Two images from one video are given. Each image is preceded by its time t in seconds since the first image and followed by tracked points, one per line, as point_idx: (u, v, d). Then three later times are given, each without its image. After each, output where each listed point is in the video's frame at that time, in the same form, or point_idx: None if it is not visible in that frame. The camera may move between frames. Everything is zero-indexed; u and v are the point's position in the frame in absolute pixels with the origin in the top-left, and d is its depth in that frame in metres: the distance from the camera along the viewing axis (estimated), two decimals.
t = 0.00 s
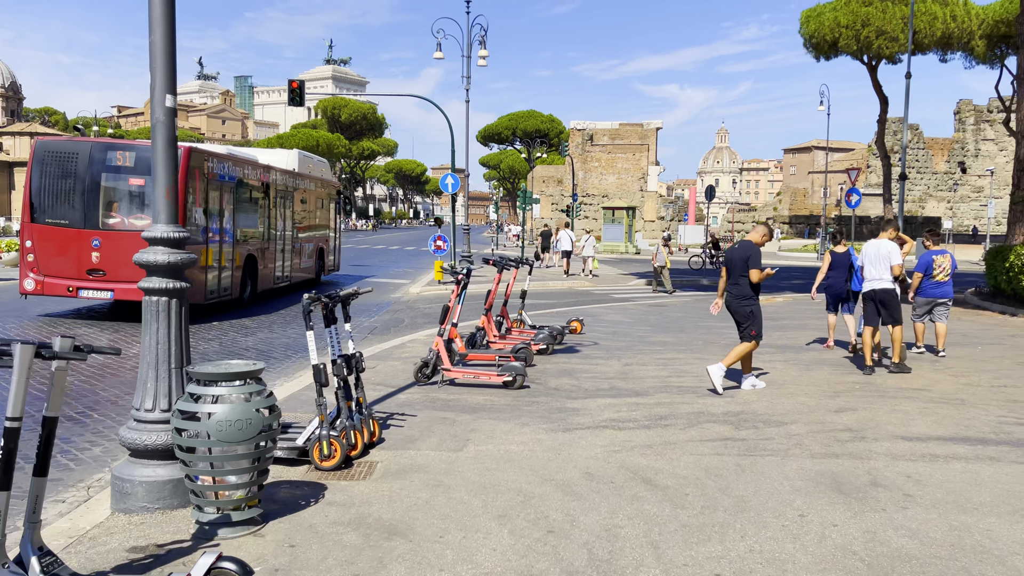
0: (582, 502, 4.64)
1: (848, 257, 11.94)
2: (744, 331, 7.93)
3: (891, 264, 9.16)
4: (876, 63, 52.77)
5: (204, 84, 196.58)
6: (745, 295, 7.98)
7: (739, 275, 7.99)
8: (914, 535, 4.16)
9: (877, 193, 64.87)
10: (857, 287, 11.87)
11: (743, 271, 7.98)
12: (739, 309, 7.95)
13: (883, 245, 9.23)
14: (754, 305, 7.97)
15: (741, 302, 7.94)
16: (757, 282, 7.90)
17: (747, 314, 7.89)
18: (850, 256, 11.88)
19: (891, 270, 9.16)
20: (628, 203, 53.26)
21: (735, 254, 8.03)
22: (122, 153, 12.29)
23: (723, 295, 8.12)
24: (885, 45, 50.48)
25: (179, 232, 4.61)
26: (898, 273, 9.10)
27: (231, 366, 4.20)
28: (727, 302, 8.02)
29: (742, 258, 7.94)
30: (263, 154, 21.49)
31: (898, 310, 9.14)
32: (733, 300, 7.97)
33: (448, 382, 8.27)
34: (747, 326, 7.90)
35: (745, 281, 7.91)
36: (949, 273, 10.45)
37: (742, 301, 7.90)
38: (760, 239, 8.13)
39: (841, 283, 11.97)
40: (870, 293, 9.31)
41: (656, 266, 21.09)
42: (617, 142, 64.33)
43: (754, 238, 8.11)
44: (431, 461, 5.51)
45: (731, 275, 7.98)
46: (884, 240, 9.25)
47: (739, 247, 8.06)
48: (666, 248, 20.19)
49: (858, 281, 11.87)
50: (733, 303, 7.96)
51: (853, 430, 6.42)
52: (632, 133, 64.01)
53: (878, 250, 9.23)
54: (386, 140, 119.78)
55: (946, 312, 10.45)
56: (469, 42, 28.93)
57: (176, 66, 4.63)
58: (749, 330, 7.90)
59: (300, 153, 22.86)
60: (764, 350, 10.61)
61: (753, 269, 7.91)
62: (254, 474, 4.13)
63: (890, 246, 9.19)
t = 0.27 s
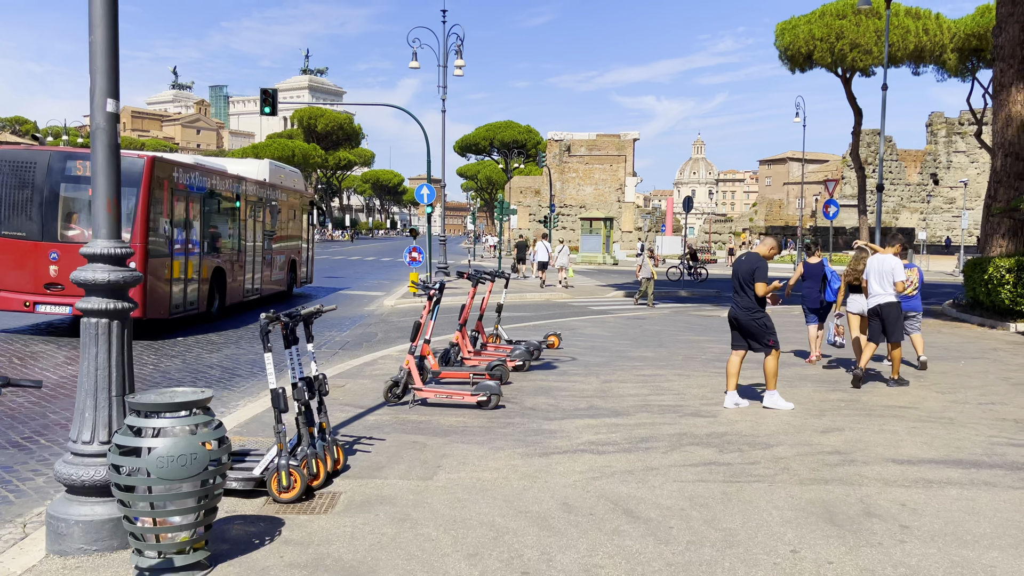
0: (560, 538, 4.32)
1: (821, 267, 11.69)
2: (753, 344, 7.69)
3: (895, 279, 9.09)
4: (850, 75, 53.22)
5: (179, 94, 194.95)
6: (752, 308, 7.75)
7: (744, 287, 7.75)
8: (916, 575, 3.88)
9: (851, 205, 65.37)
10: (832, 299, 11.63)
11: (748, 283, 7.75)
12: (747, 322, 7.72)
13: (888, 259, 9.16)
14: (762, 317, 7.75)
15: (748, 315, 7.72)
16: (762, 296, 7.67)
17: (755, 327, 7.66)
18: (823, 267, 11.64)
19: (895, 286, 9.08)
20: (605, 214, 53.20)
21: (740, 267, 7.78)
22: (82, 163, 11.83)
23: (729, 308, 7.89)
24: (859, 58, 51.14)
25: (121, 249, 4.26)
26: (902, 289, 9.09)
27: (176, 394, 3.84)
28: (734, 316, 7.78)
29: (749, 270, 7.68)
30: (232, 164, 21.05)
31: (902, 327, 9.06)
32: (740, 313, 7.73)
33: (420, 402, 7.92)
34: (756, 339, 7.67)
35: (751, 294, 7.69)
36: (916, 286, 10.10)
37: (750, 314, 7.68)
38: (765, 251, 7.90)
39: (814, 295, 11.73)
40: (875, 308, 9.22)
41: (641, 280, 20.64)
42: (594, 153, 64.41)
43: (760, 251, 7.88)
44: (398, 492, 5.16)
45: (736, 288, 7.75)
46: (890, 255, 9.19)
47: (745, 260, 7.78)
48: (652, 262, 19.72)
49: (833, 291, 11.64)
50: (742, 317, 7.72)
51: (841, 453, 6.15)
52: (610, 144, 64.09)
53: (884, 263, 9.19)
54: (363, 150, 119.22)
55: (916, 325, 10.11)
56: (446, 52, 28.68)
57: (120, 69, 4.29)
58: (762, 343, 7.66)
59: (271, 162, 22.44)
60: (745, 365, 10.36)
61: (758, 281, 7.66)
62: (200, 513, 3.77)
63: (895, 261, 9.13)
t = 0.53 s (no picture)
0: (535, 568, 4.01)
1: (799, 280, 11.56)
2: (769, 358, 7.46)
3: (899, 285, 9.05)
4: (826, 86, 53.63)
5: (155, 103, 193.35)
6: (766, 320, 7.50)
7: (758, 299, 7.50)
8: None
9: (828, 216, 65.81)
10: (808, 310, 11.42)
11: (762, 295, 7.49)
12: (761, 334, 7.49)
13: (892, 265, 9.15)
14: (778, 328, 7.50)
15: (763, 327, 7.48)
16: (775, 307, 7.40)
17: (771, 339, 7.43)
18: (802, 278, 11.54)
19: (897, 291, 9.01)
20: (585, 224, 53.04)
21: (753, 278, 7.53)
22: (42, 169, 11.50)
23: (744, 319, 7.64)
24: (835, 70, 51.55)
25: (56, 255, 3.93)
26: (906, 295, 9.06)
27: (111, 417, 3.50)
28: (749, 326, 7.54)
29: (763, 281, 7.44)
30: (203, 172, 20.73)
31: (904, 335, 8.90)
32: (754, 326, 7.50)
33: (391, 418, 7.59)
34: (772, 352, 7.44)
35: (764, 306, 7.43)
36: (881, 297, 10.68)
37: (765, 327, 7.44)
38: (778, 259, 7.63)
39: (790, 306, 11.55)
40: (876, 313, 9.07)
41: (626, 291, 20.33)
42: (574, 163, 64.35)
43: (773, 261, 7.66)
44: (362, 517, 4.82)
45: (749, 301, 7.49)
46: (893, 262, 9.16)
47: (760, 270, 7.55)
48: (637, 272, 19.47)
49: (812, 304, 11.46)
50: (756, 328, 7.49)
51: (830, 470, 5.89)
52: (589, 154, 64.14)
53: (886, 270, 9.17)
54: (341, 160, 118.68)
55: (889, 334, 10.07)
56: (423, 60, 28.42)
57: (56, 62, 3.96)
58: (773, 357, 7.46)
59: (243, 170, 22.04)
60: (727, 377, 10.10)
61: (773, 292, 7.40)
62: (137, 546, 3.44)
63: (898, 269, 9.16)
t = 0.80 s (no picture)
0: None
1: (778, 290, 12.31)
2: (777, 369, 7.26)
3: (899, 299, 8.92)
4: (805, 98, 53.93)
5: (134, 112, 191.71)
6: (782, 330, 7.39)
7: (775, 308, 7.41)
8: None
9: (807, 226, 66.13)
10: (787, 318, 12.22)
11: (780, 305, 7.41)
12: (773, 345, 7.35)
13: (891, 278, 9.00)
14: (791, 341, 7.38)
15: (777, 337, 7.35)
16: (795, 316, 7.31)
17: (782, 350, 7.28)
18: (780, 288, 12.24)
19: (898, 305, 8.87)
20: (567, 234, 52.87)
21: (770, 286, 7.45)
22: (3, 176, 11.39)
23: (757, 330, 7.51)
24: (814, 81, 51.88)
25: None
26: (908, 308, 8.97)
27: (40, 448, 3.15)
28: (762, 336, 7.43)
29: (780, 289, 7.36)
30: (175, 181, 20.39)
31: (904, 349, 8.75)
32: (768, 335, 7.37)
33: (363, 438, 7.23)
34: (783, 363, 7.27)
35: (782, 315, 7.34)
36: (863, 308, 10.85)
37: (779, 336, 7.31)
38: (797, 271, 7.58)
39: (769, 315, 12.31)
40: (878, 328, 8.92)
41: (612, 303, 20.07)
42: (555, 173, 64.24)
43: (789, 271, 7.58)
44: (326, 550, 4.46)
45: (766, 308, 7.39)
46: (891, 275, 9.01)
47: (776, 279, 7.47)
48: (623, 283, 19.20)
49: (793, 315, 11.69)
50: (769, 337, 7.37)
51: (824, 493, 5.59)
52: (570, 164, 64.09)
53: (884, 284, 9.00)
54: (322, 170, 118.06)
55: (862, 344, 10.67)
56: (402, 69, 28.12)
57: None
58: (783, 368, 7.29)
59: (217, 179, 21.62)
60: (713, 391, 9.81)
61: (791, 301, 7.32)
62: None
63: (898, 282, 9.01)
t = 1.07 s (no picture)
0: None
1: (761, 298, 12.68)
2: (797, 382, 7.17)
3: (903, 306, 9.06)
4: (787, 108, 54.12)
5: (114, 120, 190.08)
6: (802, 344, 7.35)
7: (797, 320, 7.37)
8: None
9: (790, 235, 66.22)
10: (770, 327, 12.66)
11: (802, 317, 7.38)
12: (795, 357, 7.30)
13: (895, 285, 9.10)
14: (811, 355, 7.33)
15: (798, 349, 7.30)
16: (816, 328, 7.29)
17: (804, 363, 7.21)
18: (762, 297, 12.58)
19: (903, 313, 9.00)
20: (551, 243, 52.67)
21: (791, 298, 7.42)
22: None
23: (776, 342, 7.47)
24: (796, 91, 52.09)
25: None
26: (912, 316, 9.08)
27: None
28: (782, 350, 7.38)
29: (800, 301, 7.35)
30: (152, 187, 20.07)
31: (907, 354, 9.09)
32: (790, 347, 7.32)
33: (339, 456, 6.88)
34: (804, 377, 7.18)
35: (805, 327, 7.31)
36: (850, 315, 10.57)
37: (801, 349, 7.25)
38: (816, 284, 7.59)
39: (754, 323, 12.69)
40: (882, 336, 9.06)
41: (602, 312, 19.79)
42: (539, 182, 64.07)
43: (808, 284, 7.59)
44: None
45: (789, 320, 7.36)
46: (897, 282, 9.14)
47: (797, 291, 7.47)
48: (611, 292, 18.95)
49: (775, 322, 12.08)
50: (789, 351, 7.33)
51: (826, 513, 5.30)
52: (554, 173, 63.99)
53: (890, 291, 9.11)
54: (304, 179, 117.35)
55: (845, 351, 10.67)
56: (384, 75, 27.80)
57: None
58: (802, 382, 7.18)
59: (193, 187, 21.20)
60: (704, 403, 9.53)
61: (812, 314, 7.32)
62: None
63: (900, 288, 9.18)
